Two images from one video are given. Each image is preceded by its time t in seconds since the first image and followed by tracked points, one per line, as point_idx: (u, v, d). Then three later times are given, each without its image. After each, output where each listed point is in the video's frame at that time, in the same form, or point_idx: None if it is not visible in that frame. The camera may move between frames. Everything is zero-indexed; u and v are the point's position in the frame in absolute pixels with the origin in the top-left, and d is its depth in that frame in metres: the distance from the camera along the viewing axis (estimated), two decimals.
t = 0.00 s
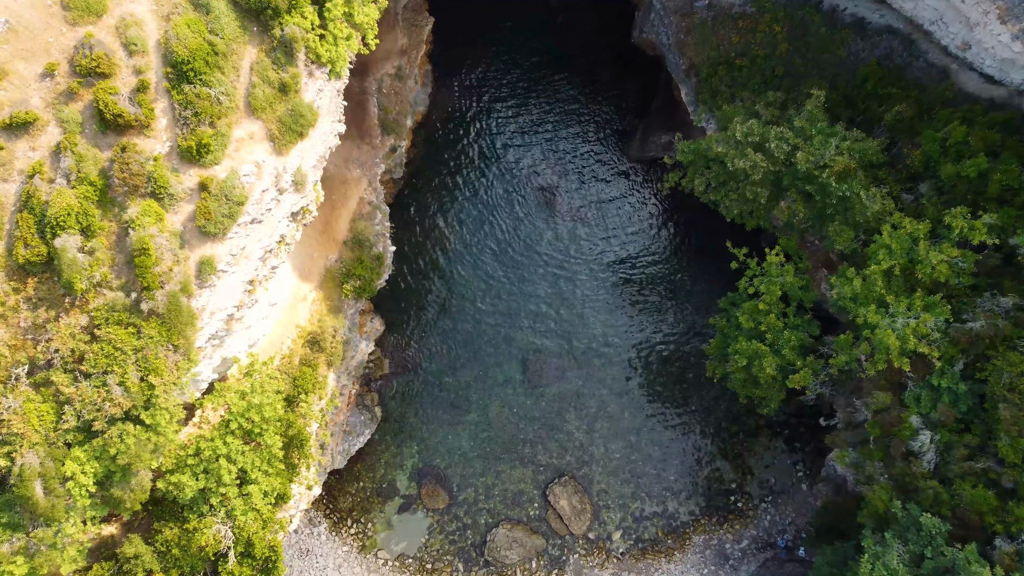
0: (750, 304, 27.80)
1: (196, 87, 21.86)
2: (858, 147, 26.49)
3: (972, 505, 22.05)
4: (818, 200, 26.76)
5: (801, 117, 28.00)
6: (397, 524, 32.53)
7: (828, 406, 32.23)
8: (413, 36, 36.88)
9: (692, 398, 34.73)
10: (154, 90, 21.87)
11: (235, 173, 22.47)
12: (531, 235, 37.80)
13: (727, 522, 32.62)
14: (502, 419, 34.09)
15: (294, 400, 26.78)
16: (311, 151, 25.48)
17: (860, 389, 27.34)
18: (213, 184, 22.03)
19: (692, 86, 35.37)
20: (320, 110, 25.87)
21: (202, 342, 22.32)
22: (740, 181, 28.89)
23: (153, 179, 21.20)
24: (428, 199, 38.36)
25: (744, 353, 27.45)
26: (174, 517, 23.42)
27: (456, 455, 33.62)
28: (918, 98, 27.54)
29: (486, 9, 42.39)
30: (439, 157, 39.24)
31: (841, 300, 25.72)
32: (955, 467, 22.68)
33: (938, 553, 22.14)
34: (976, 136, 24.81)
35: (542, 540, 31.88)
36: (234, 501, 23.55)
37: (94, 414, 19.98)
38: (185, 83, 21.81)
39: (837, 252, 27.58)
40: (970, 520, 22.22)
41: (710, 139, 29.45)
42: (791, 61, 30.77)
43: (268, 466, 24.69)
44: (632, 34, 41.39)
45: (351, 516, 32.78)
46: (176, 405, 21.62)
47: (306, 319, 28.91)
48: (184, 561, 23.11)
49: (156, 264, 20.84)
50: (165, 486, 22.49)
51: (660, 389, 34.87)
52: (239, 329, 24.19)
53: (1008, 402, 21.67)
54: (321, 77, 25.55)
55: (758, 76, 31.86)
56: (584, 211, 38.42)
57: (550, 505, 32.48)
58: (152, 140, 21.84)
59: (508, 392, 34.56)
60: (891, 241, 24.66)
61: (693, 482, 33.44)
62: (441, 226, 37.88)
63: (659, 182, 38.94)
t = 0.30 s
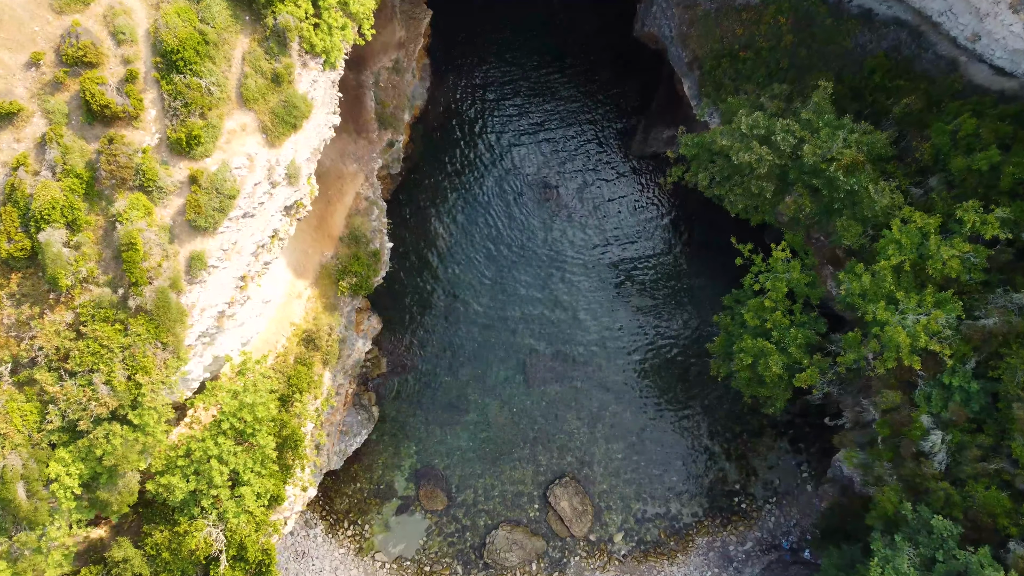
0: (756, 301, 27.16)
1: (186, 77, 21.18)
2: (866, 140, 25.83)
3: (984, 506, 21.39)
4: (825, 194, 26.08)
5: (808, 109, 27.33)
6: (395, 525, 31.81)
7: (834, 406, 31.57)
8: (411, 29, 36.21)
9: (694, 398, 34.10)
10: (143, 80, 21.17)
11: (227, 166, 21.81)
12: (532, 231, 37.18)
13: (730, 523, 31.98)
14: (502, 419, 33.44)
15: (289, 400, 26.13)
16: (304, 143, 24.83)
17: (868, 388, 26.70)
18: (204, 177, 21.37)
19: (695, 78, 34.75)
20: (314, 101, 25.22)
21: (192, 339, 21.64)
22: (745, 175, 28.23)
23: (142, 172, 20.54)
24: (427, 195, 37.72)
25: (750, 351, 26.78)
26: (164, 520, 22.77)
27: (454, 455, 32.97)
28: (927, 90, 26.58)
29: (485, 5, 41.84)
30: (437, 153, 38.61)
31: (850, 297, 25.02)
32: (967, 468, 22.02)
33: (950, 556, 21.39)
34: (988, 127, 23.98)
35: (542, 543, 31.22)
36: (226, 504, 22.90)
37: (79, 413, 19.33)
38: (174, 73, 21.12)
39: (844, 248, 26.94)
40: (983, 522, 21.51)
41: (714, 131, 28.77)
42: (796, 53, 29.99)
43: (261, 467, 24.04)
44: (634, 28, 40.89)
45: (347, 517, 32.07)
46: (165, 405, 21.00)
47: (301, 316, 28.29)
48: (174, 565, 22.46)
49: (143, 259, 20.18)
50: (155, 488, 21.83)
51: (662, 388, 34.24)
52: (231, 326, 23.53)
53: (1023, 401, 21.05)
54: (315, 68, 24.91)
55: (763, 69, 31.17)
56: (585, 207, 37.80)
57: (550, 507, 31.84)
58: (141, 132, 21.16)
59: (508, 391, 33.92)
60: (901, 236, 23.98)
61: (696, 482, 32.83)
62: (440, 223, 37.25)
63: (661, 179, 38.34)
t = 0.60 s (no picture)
0: (762, 298, 26.52)
1: (176, 67, 20.50)
2: (875, 132, 25.14)
3: (999, 509, 20.65)
4: (834, 188, 25.41)
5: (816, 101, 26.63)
6: (393, 528, 31.17)
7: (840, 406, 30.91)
8: (409, 22, 35.47)
9: (698, 397, 33.45)
10: (131, 70, 20.46)
11: (217, 159, 21.15)
12: (533, 228, 36.51)
13: (735, 525, 31.35)
14: (502, 418, 32.78)
15: (283, 399, 25.45)
16: (298, 135, 24.14)
17: (877, 387, 26.04)
18: (194, 170, 20.69)
19: (699, 71, 34.10)
20: (308, 93, 24.56)
21: (182, 337, 20.98)
22: (750, 169, 27.57)
23: (130, 164, 19.89)
24: (426, 192, 37.05)
25: (756, 349, 26.14)
26: (155, 523, 22.14)
27: (454, 456, 32.33)
28: (936, 82, 25.71)
29: None
30: (436, 148, 37.94)
31: (859, 293, 24.33)
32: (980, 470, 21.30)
33: (963, 561, 20.65)
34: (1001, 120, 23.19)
35: (543, 545, 30.59)
36: (219, 506, 22.26)
37: (64, 414, 18.66)
38: (163, 62, 20.40)
39: (852, 243, 26.27)
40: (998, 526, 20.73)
41: (719, 125, 28.11)
42: (802, 45, 29.12)
43: (255, 469, 23.39)
44: (636, 20, 40.22)
45: (345, 519, 31.43)
46: (154, 405, 20.38)
47: (296, 314, 27.57)
48: (165, 569, 21.83)
49: (131, 254, 19.53)
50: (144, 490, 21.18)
51: (665, 387, 33.59)
52: (223, 324, 22.86)
53: None
54: (309, 59, 24.25)
55: (768, 61, 30.41)
56: (587, 203, 37.16)
57: (551, 508, 31.20)
58: (129, 124, 20.49)
59: (508, 391, 33.27)
60: (912, 231, 23.27)
61: (699, 483, 32.19)
62: (439, 219, 36.56)
63: (664, 174, 37.67)
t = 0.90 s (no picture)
0: (768, 295, 25.87)
1: (165, 56, 19.82)
2: (885, 124, 24.46)
3: (1014, 511, 19.70)
4: (841, 182, 24.79)
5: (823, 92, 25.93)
6: (390, 529, 30.50)
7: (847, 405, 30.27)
8: (408, 14, 34.77)
9: (701, 396, 32.82)
10: (119, 58, 19.74)
11: (208, 150, 20.49)
12: (534, 224, 35.85)
13: (739, 527, 30.70)
14: (501, 418, 32.13)
15: (277, 398, 24.76)
16: (292, 127, 23.47)
17: (886, 386, 25.33)
18: (183, 161, 20.07)
19: (703, 63, 33.41)
20: (302, 84, 23.90)
21: (171, 334, 20.30)
22: (756, 162, 26.87)
23: (117, 155, 19.22)
24: (424, 187, 36.36)
25: (762, 347, 25.48)
26: (144, 526, 21.47)
27: (452, 456, 31.66)
28: (947, 74, 25.11)
29: None
30: (434, 143, 37.27)
31: (868, 290, 23.63)
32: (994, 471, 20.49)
33: (977, 565, 19.84)
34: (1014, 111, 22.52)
35: (543, 547, 29.94)
36: (209, 508, 21.57)
37: (46, 413, 17.94)
38: (151, 51, 19.69)
39: (859, 239, 25.61)
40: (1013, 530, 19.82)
41: (724, 117, 27.45)
42: (810, 37, 28.30)
43: (247, 470, 22.72)
44: (639, 13, 39.63)
45: (341, 521, 30.73)
46: (141, 404, 19.73)
47: (291, 312, 26.88)
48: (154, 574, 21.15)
49: (118, 248, 18.87)
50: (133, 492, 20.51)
51: (667, 386, 32.94)
52: (214, 321, 22.18)
53: None
54: (303, 48, 23.61)
55: (772, 53, 29.64)
56: (589, 199, 36.48)
57: (552, 510, 30.53)
58: (117, 114, 19.80)
59: (508, 390, 32.61)
60: (924, 225, 22.61)
61: (702, 484, 31.55)
62: (437, 215, 35.91)
63: (666, 170, 37.05)
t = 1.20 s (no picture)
0: (774, 291, 25.24)
1: (152, 43, 19.06)
2: (894, 116, 23.73)
3: None
4: (849, 175, 24.15)
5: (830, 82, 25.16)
6: (387, 531, 29.85)
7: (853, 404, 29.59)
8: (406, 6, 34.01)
9: (704, 396, 32.18)
10: (105, 45, 18.92)
11: (197, 141, 19.81)
12: (534, 220, 35.21)
13: (742, 529, 30.06)
14: (500, 418, 31.49)
15: (269, 397, 24.06)
16: (284, 117, 22.81)
17: (896, 385, 24.64)
18: (171, 152, 19.39)
19: (706, 56, 32.72)
20: (295, 73, 23.24)
21: (158, 330, 19.61)
22: (762, 155, 26.20)
23: (102, 146, 18.43)
24: (422, 183, 35.70)
25: (767, 344, 24.84)
26: (132, 528, 20.82)
27: (450, 457, 31.00)
28: (958, 65, 24.11)
29: None
30: (432, 138, 36.62)
31: (878, 286, 22.95)
32: (1008, 473, 19.75)
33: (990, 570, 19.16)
34: None
35: (543, 549, 29.31)
36: (198, 511, 20.90)
37: (27, 413, 17.15)
38: (138, 38, 18.92)
39: (867, 234, 24.96)
40: None
41: (729, 109, 26.81)
42: (816, 28, 27.42)
43: (238, 471, 22.03)
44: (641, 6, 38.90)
45: (337, 523, 30.07)
46: (127, 403, 19.07)
47: (284, 309, 26.21)
48: None
49: (103, 242, 18.20)
50: (119, 494, 19.85)
51: (669, 385, 32.32)
52: (204, 317, 21.51)
53: None
54: (295, 36, 22.96)
55: (777, 45, 28.73)
56: (590, 194, 35.85)
57: (552, 511, 29.87)
58: (102, 103, 19.03)
59: (507, 389, 31.97)
60: (935, 219, 21.92)
61: (705, 485, 30.91)
62: (435, 211, 35.29)
63: (668, 164, 36.41)
